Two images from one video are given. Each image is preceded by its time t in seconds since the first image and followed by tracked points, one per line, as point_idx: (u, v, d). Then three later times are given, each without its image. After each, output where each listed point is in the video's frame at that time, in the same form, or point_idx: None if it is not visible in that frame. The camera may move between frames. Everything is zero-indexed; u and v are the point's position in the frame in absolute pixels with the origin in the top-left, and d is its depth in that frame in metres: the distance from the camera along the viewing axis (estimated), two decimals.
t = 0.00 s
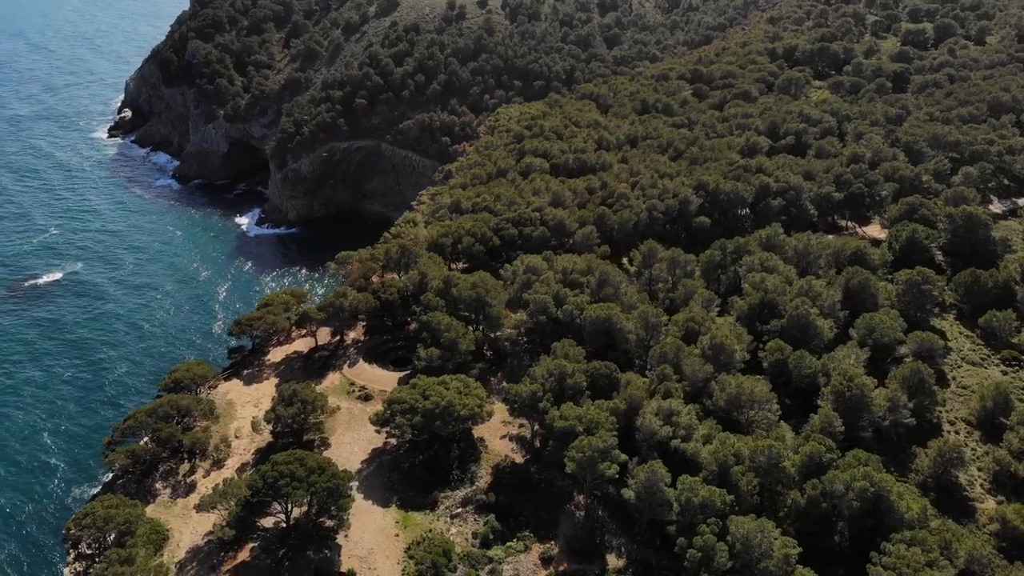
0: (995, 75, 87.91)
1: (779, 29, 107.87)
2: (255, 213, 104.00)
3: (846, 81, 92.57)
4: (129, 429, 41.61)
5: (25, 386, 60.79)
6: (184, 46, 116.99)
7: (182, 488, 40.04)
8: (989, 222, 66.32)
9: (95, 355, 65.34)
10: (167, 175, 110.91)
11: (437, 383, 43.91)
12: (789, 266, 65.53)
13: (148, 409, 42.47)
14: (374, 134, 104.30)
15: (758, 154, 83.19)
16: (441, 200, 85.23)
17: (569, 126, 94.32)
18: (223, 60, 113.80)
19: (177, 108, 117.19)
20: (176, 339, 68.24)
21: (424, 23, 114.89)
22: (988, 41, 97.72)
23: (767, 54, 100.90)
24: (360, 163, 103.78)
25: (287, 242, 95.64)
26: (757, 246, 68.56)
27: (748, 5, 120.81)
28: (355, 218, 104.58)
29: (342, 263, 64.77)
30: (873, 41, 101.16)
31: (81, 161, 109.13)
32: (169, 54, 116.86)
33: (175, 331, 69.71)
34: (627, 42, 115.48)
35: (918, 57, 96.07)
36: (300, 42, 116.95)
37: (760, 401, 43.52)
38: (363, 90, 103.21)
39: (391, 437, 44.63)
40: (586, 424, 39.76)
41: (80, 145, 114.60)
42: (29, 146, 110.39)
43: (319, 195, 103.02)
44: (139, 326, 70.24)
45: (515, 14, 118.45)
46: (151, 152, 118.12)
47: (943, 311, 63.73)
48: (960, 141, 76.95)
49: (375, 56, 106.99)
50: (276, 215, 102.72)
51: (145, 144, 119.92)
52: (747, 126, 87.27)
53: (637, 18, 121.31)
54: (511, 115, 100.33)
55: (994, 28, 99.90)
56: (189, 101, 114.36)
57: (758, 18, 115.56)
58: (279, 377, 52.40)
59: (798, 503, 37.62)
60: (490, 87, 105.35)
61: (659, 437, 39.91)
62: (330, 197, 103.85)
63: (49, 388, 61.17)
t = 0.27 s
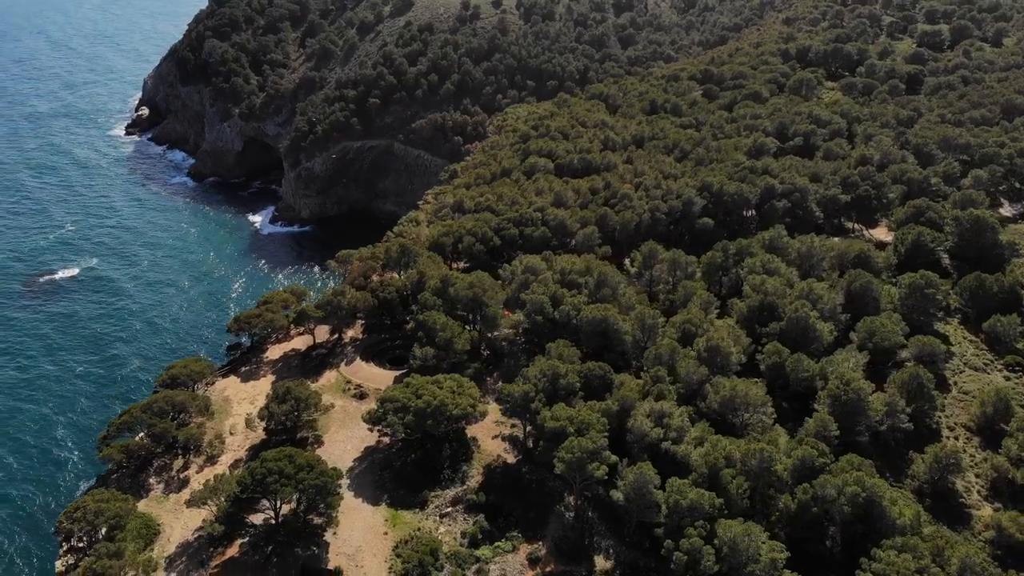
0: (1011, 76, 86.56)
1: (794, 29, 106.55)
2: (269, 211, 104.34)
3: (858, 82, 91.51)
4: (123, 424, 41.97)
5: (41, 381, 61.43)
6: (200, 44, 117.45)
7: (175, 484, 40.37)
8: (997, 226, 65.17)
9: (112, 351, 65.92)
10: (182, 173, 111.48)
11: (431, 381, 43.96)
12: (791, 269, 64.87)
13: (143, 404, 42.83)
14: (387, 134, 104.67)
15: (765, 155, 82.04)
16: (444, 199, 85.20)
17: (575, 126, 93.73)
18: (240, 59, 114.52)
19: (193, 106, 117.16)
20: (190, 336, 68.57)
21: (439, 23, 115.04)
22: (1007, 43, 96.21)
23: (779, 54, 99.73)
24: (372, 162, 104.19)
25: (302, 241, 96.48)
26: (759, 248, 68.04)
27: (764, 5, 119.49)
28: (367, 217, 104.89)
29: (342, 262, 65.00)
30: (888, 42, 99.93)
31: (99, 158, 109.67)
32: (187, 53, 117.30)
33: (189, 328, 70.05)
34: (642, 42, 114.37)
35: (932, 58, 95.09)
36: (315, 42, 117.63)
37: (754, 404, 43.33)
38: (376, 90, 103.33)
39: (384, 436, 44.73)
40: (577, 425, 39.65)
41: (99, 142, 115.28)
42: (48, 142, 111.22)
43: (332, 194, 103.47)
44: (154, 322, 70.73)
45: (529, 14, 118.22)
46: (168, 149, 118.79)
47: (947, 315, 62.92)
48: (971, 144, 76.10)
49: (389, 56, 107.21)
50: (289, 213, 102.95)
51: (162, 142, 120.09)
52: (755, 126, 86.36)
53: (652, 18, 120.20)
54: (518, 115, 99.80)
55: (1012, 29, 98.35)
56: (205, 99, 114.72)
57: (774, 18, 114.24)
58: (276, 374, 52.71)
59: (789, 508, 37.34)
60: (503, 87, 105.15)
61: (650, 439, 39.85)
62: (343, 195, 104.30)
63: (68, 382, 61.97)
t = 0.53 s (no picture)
0: None
1: (810, 30, 105.11)
2: (283, 210, 104.67)
3: (872, 83, 90.35)
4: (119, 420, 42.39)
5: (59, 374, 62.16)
6: (218, 43, 118.33)
7: (169, 479, 40.78)
8: (1005, 230, 64.17)
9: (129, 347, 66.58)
10: (199, 171, 112.12)
11: (425, 381, 44.02)
12: (794, 271, 64.57)
13: (140, 400, 43.27)
14: (400, 134, 105.78)
15: (773, 157, 81.24)
16: (447, 198, 85.22)
17: (583, 126, 93.41)
18: (256, 58, 115.30)
19: (210, 105, 117.99)
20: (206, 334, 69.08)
21: (454, 23, 115.22)
22: None
23: (793, 55, 98.52)
24: (386, 162, 105.04)
25: (315, 240, 96.99)
26: (762, 250, 67.49)
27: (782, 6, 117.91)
28: (381, 216, 105.29)
29: (343, 261, 65.20)
30: (904, 44, 98.54)
31: (118, 155, 110.37)
32: (204, 52, 118.32)
33: (205, 325, 70.58)
34: (659, 42, 113.13)
35: (948, 60, 93.91)
36: (331, 42, 118.19)
37: (749, 407, 43.07)
38: (390, 90, 103.88)
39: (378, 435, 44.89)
40: (567, 426, 39.58)
41: (118, 139, 116.08)
42: (67, 139, 112.03)
43: (346, 193, 104.01)
44: (172, 318, 71.35)
45: (545, 14, 117.87)
46: (184, 147, 119.27)
47: (952, 320, 62.11)
48: (982, 147, 75.32)
49: (404, 56, 107.56)
50: (304, 211, 103.21)
51: (179, 140, 120.62)
52: (764, 128, 85.58)
53: (668, 18, 119.05)
54: (529, 116, 99.51)
55: None
56: (222, 98, 115.54)
57: (791, 18, 112.83)
58: (275, 372, 53.12)
59: (780, 512, 37.09)
60: (517, 87, 105.03)
61: (641, 440, 39.90)
62: (357, 195, 104.87)
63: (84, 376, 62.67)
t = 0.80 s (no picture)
0: None
1: (826, 31, 103.90)
2: (297, 208, 105.39)
3: (885, 86, 89.38)
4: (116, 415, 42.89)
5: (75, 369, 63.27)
6: (236, 42, 119.43)
7: (163, 474, 41.24)
8: (1013, 234, 62.98)
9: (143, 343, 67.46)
10: (215, 168, 112.62)
11: (418, 380, 44.11)
12: (795, 274, 63.93)
13: (137, 396, 43.74)
14: (413, 134, 105.56)
15: (780, 159, 80.65)
16: (449, 199, 85.30)
17: (590, 127, 93.16)
18: (273, 57, 116.25)
19: (227, 104, 118.96)
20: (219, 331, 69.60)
21: (469, 23, 115.36)
22: None
23: (807, 57, 97.56)
24: (399, 162, 105.41)
25: (328, 239, 97.56)
26: (765, 252, 67.04)
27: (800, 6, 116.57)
28: (393, 215, 106.24)
29: (344, 260, 65.48)
30: (920, 46, 97.11)
31: (135, 153, 111.16)
32: (221, 51, 119.34)
33: (218, 322, 71.10)
34: (674, 42, 112.36)
35: (964, 62, 92.39)
36: (347, 41, 118.79)
37: (743, 410, 42.86)
38: (404, 90, 103.95)
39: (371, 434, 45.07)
40: (558, 428, 39.49)
41: (136, 137, 116.98)
42: (86, 135, 113.24)
43: (360, 192, 104.79)
44: (186, 314, 72.00)
45: (559, 15, 117.59)
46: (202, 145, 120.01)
47: (957, 325, 61.06)
48: (994, 150, 74.16)
49: (418, 56, 107.96)
50: (317, 210, 104.02)
51: (196, 138, 121.19)
52: (774, 130, 84.91)
53: (684, 19, 118.16)
54: (538, 116, 98.88)
55: None
56: (238, 97, 116.40)
57: (808, 19, 111.51)
58: (273, 369, 53.52)
59: (770, 516, 36.89)
60: (531, 88, 104.64)
61: (632, 443, 39.85)
62: (370, 194, 105.65)
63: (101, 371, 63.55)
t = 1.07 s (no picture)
0: None
1: (842, 32, 102.59)
2: (310, 207, 105.98)
3: (897, 87, 88.32)
4: (112, 410, 43.41)
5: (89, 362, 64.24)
6: (252, 42, 120.31)
7: (157, 470, 41.73)
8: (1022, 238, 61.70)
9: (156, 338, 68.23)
10: (231, 167, 113.05)
11: (412, 379, 44.17)
12: (797, 277, 63.47)
13: (134, 392, 44.23)
14: (426, 133, 105.91)
15: (788, 161, 79.96)
16: (452, 199, 85.32)
17: (596, 128, 92.81)
18: (288, 57, 116.82)
19: (243, 103, 119.54)
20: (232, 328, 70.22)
21: (483, 23, 115.39)
22: None
23: (821, 58, 96.46)
24: (411, 161, 106.06)
25: (341, 237, 98.23)
26: (768, 255, 66.55)
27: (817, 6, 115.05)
28: (405, 214, 106.90)
29: (345, 259, 65.69)
30: (936, 47, 95.19)
31: (153, 150, 111.78)
32: (238, 50, 120.01)
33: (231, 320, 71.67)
34: (689, 43, 111.48)
35: (980, 64, 90.09)
36: (362, 41, 119.34)
37: (737, 414, 42.65)
38: (418, 90, 104.30)
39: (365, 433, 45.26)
40: (549, 429, 39.41)
41: (155, 135, 117.64)
42: (107, 132, 114.01)
43: (372, 191, 105.41)
44: (200, 311, 72.65)
45: (574, 15, 117.22)
46: (218, 144, 120.50)
47: (961, 329, 59.82)
48: (1005, 153, 72.99)
49: (432, 56, 108.05)
50: (330, 209, 104.42)
51: (212, 137, 121.80)
52: (783, 132, 84.16)
53: (699, 19, 117.24)
54: (546, 116, 98.59)
55: None
56: (254, 96, 116.92)
57: (825, 19, 110.07)
58: (271, 367, 53.90)
59: (760, 520, 36.68)
60: (544, 87, 104.67)
61: (622, 445, 39.79)
62: (382, 193, 106.32)
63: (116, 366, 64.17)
